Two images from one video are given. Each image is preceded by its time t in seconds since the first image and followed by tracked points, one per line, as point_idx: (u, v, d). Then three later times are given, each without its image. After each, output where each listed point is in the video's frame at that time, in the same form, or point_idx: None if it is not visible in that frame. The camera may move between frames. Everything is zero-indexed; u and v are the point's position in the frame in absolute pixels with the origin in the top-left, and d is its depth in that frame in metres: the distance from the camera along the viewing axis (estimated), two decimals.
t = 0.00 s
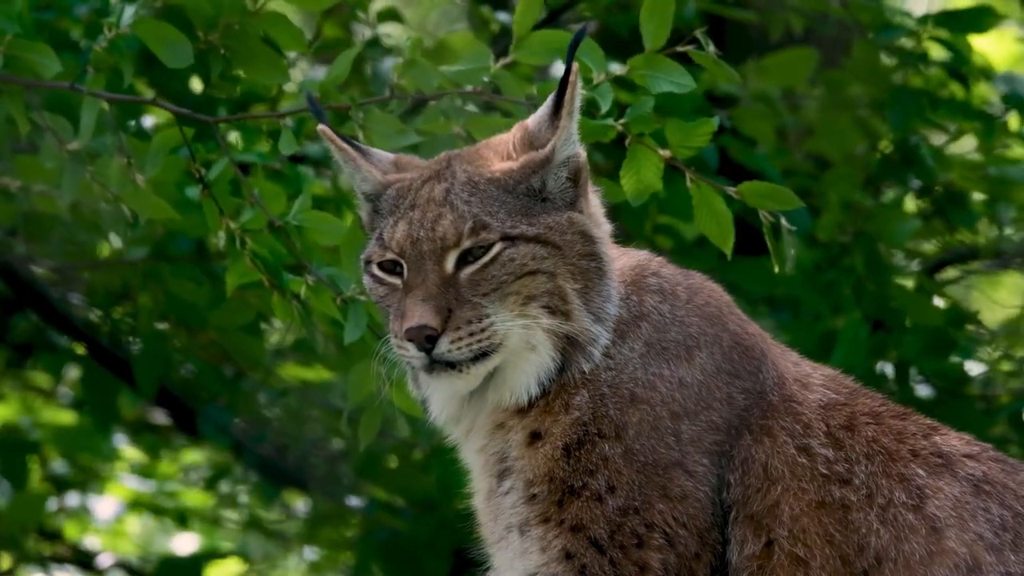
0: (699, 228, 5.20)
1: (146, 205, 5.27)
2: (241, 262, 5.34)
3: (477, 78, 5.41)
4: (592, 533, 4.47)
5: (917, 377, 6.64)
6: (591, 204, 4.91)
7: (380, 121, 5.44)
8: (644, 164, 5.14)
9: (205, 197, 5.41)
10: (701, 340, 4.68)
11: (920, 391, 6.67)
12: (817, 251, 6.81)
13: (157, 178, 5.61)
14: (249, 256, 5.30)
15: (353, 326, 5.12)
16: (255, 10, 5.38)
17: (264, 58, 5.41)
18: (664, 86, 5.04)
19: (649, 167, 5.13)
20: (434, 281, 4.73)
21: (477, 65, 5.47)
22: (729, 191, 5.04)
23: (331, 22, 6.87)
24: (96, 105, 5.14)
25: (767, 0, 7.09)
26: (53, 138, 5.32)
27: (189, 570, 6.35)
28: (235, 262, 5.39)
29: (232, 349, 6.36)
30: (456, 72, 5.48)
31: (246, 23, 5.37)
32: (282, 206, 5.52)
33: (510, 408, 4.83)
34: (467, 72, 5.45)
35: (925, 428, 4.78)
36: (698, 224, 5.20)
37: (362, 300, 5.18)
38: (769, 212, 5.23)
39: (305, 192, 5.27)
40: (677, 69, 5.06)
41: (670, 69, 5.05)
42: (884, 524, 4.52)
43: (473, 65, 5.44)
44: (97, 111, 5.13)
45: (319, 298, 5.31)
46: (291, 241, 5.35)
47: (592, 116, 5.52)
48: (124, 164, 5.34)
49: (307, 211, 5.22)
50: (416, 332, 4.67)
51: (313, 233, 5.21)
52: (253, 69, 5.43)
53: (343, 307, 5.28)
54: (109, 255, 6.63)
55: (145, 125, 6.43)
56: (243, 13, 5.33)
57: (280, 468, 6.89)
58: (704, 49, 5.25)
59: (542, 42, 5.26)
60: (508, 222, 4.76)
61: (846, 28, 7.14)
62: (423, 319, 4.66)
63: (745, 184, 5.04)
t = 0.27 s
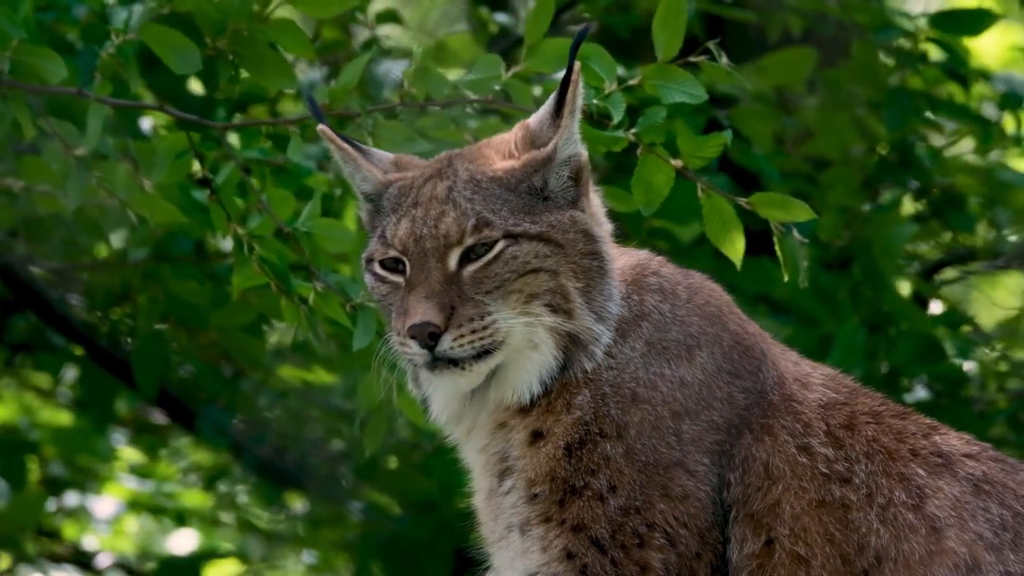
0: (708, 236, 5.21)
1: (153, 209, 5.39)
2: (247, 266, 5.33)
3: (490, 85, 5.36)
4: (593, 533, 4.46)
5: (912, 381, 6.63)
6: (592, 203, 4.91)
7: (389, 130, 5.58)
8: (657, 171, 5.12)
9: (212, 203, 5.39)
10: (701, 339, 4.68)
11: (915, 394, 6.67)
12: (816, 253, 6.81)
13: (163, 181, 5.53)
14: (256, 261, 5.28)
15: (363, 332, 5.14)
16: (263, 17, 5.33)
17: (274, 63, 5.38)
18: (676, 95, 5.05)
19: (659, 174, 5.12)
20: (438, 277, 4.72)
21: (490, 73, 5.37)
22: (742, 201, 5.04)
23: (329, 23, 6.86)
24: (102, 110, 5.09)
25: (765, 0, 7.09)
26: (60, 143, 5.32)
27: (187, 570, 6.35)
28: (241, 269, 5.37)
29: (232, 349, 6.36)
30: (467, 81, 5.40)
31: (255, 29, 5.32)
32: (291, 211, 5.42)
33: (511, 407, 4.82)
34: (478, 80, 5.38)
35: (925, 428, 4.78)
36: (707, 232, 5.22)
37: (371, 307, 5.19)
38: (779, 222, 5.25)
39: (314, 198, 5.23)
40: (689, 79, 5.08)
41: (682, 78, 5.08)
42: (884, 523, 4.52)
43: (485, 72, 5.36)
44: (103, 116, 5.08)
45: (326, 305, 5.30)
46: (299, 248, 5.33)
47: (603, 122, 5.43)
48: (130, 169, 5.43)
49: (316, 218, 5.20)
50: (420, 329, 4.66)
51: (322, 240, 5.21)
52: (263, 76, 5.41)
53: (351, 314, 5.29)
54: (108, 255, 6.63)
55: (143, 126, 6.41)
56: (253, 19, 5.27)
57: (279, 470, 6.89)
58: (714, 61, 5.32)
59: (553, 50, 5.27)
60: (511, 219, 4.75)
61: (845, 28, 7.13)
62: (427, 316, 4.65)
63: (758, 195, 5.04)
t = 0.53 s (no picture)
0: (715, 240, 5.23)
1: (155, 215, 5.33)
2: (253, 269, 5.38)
3: (498, 89, 5.43)
4: (593, 533, 4.46)
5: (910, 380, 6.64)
6: (592, 203, 4.91)
7: (395, 133, 5.51)
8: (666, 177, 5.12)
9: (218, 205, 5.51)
10: (701, 339, 4.68)
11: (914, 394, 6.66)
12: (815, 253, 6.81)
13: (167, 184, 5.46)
14: (260, 264, 5.34)
15: (369, 336, 5.08)
16: (267, 20, 5.34)
17: (278, 66, 5.37)
18: (685, 100, 5.06)
19: (667, 178, 5.12)
20: (438, 277, 4.72)
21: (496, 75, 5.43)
22: (751, 206, 5.06)
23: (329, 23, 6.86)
24: (106, 114, 5.13)
25: None
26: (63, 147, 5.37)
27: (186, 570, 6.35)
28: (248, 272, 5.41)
29: (232, 349, 6.35)
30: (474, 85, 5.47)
31: (259, 32, 5.32)
32: (296, 214, 5.42)
33: (511, 406, 4.81)
34: (486, 83, 5.45)
35: (925, 428, 4.77)
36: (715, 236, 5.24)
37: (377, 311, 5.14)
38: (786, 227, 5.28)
39: (321, 203, 5.27)
40: (698, 83, 5.09)
41: (691, 82, 5.08)
42: (884, 523, 4.51)
43: (493, 76, 5.42)
44: (106, 120, 5.12)
45: (332, 308, 5.28)
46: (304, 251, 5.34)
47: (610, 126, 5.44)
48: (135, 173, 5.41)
49: (321, 222, 5.22)
50: (420, 327, 4.66)
51: (328, 244, 5.21)
52: (270, 80, 5.40)
53: (358, 318, 5.27)
54: (108, 255, 6.62)
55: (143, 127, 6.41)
56: (256, 22, 5.27)
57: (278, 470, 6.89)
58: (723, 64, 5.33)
59: (561, 54, 5.28)
60: (512, 219, 4.75)
61: (844, 28, 7.13)
62: (427, 315, 4.65)
63: (767, 200, 5.06)
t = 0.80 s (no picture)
0: (720, 240, 5.22)
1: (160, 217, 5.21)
2: (257, 273, 5.36)
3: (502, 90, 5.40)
4: (593, 532, 4.45)
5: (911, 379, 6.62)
6: (593, 203, 4.90)
7: (399, 134, 5.52)
8: (672, 177, 5.13)
9: (223, 208, 5.62)
10: (701, 339, 4.68)
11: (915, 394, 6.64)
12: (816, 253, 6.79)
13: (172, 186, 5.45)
14: (265, 267, 5.32)
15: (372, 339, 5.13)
16: (270, 23, 5.32)
17: (281, 68, 5.37)
18: (690, 99, 5.04)
19: (672, 178, 5.13)
20: (440, 277, 4.71)
21: (500, 77, 5.40)
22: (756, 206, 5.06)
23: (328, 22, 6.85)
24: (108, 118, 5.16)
25: None
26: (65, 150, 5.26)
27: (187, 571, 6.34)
28: (252, 276, 5.39)
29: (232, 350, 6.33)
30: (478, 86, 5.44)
31: (263, 34, 5.30)
32: (299, 216, 5.40)
33: (511, 406, 4.80)
34: (489, 85, 5.42)
35: (926, 427, 4.77)
36: (720, 236, 5.24)
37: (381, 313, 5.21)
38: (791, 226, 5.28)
39: (325, 206, 5.25)
40: (702, 82, 5.07)
41: (696, 82, 5.07)
42: (884, 522, 4.51)
43: (497, 77, 5.40)
44: (109, 122, 5.15)
45: (336, 311, 5.32)
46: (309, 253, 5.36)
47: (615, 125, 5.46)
48: (139, 177, 5.40)
49: (326, 224, 5.21)
50: (421, 327, 4.65)
51: (331, 247, 5.18)
52: (271, 83, 5.40)
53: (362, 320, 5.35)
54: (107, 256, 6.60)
55: (141, 127, 6.40)
56: (260, 25, 5.26)
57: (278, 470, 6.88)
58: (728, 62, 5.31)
59: (565, 55, 5.28)
60: (514, 220, 4.74)
61: (843, 27, 7.13)
62: (428, 315, 4.64)
63: (771, 200, 5.06)
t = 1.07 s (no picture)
0: (724, 236, 5.24)
1: (159, 221, 5.27)
2: (257, 277, 5.34)
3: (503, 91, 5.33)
4: (592, 531, 4.45)
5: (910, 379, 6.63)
6: (596, 206, 4.89)
7: (400, 134, 5.56)
8: (676, 175, 5.14)
9: (223, 212, 5.51)
10: (700, 337, 4.68)
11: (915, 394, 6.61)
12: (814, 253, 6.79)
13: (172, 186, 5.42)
14: (266, 271, 5.30)
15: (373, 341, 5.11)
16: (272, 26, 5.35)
17: (283, 73, 5.39)
18: (692, 96, 5.06)
19: (676, 175, 5.15)
20: (451, 276, 4.69)
21: (502, 79, 5.33)
22: (759, 203, 5.08)
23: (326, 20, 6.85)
24: (111, 120, 5.12)
25: None
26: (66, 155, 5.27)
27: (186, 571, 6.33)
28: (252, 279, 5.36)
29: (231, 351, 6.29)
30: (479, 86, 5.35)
31: (264, 38, 5.32)
32: (301, 220, 5.41)
33: (512, 406, 4.79)
34: (491, 86, 5.34)
35: (925, 426, 4.76)
36: (724, 233, 5.25)
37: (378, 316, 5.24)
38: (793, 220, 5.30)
39: (327, 209, 5.22)
40: (704, 80, 5.08)
41: (698, 79, 5.08)
42: (883, 521, 4.51)
43: (499, 78, 5.33)
44: (112, 125, 5.13)
45: (338, 313, 5.29)
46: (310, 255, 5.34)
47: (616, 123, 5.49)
48: (139, 180, 5.38)
49: (327, 227, 5.19)
50: (434, 326, 4.63)
51: (334, 250, 5.16)
52: (271, 87, 5.43)
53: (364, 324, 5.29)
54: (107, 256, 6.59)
55: (139, 128, 6.38)
56: (262, 29, 5.26)
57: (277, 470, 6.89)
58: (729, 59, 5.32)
59: (567, 54, 5.27)
60: (525, 220, 4.73)
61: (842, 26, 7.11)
62: (442, 313, 4.63)
63: (774, 196, 5.09)
